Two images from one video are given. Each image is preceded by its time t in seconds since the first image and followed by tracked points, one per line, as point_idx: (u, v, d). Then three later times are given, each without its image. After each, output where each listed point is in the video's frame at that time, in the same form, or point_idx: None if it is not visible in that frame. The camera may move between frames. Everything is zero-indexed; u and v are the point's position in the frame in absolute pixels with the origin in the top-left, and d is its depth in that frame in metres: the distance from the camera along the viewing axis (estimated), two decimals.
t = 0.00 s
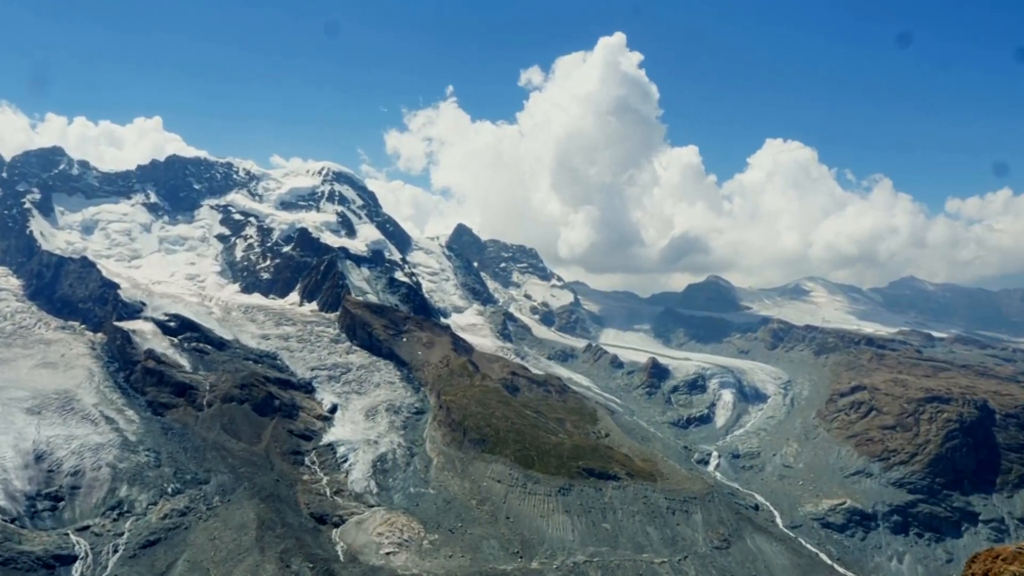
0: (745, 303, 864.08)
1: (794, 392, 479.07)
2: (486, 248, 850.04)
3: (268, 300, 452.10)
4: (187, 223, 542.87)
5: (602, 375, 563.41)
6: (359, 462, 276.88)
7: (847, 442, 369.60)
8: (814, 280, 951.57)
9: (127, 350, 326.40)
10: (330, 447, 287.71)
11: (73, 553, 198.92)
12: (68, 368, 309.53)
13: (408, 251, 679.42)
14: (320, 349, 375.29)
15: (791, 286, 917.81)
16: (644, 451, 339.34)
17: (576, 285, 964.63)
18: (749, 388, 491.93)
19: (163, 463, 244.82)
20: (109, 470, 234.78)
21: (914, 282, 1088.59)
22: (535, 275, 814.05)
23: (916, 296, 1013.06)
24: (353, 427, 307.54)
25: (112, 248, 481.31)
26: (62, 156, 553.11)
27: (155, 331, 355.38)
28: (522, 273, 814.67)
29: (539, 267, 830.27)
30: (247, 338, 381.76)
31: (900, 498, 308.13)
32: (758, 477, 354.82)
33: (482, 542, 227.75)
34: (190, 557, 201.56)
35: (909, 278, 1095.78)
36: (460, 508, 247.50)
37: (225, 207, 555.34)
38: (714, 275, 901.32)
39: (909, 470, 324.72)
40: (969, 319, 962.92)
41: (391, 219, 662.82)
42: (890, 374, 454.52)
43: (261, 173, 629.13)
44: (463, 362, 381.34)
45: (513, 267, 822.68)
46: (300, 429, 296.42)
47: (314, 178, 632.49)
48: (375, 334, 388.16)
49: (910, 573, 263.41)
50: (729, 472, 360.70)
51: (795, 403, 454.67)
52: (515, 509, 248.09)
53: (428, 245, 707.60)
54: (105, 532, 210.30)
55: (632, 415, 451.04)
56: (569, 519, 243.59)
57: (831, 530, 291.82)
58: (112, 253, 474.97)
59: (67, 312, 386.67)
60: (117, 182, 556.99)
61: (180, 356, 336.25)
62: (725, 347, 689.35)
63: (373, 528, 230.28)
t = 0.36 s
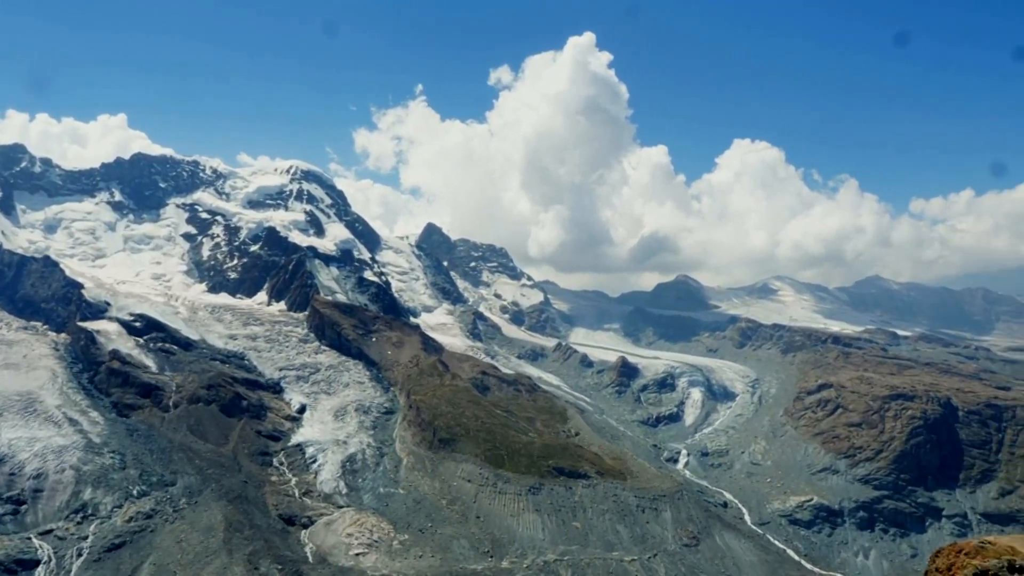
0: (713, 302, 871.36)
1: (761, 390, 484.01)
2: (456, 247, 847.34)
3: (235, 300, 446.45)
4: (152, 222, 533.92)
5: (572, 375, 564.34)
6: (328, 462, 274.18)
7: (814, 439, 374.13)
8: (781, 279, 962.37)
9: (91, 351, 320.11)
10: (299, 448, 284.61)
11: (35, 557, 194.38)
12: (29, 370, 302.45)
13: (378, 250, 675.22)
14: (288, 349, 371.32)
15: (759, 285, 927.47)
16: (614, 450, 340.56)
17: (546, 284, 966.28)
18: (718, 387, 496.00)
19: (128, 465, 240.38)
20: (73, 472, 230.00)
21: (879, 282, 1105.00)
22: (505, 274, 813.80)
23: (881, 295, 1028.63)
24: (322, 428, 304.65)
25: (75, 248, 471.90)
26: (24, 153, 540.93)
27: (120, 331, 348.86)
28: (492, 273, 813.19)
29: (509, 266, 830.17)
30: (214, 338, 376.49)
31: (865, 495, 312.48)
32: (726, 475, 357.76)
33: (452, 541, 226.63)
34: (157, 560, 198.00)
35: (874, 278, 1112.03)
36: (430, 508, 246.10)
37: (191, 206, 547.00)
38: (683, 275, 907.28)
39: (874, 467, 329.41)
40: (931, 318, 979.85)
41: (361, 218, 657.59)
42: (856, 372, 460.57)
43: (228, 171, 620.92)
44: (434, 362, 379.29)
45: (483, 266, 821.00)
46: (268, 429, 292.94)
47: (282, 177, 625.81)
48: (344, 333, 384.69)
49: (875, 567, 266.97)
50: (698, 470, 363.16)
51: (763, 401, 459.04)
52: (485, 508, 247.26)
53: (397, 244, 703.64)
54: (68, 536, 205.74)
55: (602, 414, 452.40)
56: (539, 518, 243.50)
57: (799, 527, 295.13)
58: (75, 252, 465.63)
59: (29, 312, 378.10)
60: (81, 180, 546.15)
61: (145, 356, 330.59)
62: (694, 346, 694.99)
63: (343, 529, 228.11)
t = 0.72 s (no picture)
0: (681, 301, 877.87)
1: (728, 389, 488.46)
2: (424, 246, 843.72)
3: (201, 300, 440.20)
4: (116, 221, 524.15)
5: (541, 374, 564.82)
6: (296, 464, 271.25)
7: (780, 437, 378.50)
8: (748, 279, 972.26)
9: (53, 352, 313.25)
10: (266, 449, 281.28)
11: None
12: None
13: (346, 250, 670.05)
14: (255, 349, 366.91)
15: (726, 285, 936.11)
16: (583, 449, 341.43)
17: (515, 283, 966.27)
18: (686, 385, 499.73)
19: (91, 468, 235.61)
20: (33, 476, 224.71)
21: (843, 281, 1120.64)
22: (474, 274, 812.62)
23: (845, 295, 1043.44)
24: (289, 429, 301.43)
25: (36, 247, 461.75)
26: None
27: (82, 332, 341.93)
28: (461, 273, 811.32)
29: (478, 266, 829.16)
30: (179, 338, 370.70)
31: (830, 491, 316.75)
32: (694, 473, 360.41)
33: (421, 542, 225.58)
34: (120, 565, 194.21)
35: (839, 277, 1127.42)
36: (399, 508, 244.51)
37: (155, 204, 537.94)
38: (651, 274, 912.78)
39: (840, 464, 333.95)
40: (894, 318, 996.19)
41: (329, 217, 651.72)
42: (821, 370, 466.96)
43: (193, 170, 611.82)
44: (402, 362, 377.64)
45: (452, 266, 818.67)
46: (235, 431, 289.14)
47: (248, 175, 618.39)
48: (312, 333, 380.89)
49: (841, 563, 270.51)
50: (666, 468, 365.40)
51: (730, 400, 463.19)
52: (454, 509, 246.22)
53: (365, 243, 698.69)
54: (29, 541, 200.68)
55: (571, 413, 453.39)
56: (509, 517, 243.22)
57: (765, 524, 298.14)
58: (36, 251, 455.58)
59: None
60: (42, 178, 534.64)
61: (108, 357, 324.32)
62: (662, 344, 700.83)
63: (311, 531, 225.82)
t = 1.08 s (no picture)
0: (649, 301, 883.16)
1: (696, 388, 492.49)
2: (393, 246, 838.99)
3: (166, 300, 433.54)
4: (78, 219, 513.67)
5: (510, 374, 564.56)
6: (262, 465, 268.11)
7: (746, 435, 382.47)
8: (715, 279, 980.86)
9: (12, 352, 305.97)
10: (232, 451, 277.66)
11: None
12: None
13: (314, 249, 663.96)
14: (221, 350, 361.99)
15: (694, 285, 943.67)
16: (552, 448, 341.98)
17: (484, 283, 964.71)
18: (654, 385, 502.97)
19: (52, 471, 230.60)
20: None
21: (809, 281, 1134.33)
22: (443, 273, 810.23)
23: (811, 295, 1056.94)
24: (256, 430, 297.97)
25: None
26: None
27: (43, 332, 334.52)
28: (430, 273, 808.32)
29: (447, 266, 826.72)
30: (142, 339, 364.55)
31: (796, 489, 320.71)
32: (663, 471, 362.58)
33: (389, 543, 224.28)
34: (83, 569, 190.36)
35: (805, 278, 1140.78)
36: (367, 509, 242.82)
37: (119, 203, 528.23)
38: (619, 275, 917.23)
39: (805, 462, 338.18)
40: (859, 318, 1010.90)
41: (296, 216, 645.26)
42: (787, 369, 472.44)
43: (157, 168, 601.92)
44: (370, 362, 375.60)
45: (421, 266, 815.33)
46: (200, 432, 285.06)
47: (214, 174, 610.18)
48: (279, 333, 376.76)
49: (806, 559, 273.96)
50: (635, 467, 367.14)
51: (698, 399, 466.90)
52: (423, 509, 244.99)
53: (333, 243, 692.78)
54: None
55: (540, 412, 453.89)
56: (478, 517, 242.86)
57: (732, 521, 300.90)
58: None
59: None
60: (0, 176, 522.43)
61: (69, 358, 317.69)
62: (631, 343, 705.52)
63: (278, 533, 223.38)
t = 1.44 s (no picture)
0: (616, 301, 887.64)
1: (662, 387, 496.11)
2: (359, 245, 832.88)
3: (127, 300, 425.84)
4: (35, 217, 502.10)
5: (478, 374, 563.40)
6: (226, 467, 264.25)
7: (712, 434, 385.99)
8: (682, 279, 989.00)
9: None
10: (194, 453, 273.26)
11: None
12: None
13: (279, 249, 656.62)
14: (183, 351, 356.33)
15: (660, 285, 950.36)
16: (519, 448, 341.96)
17: (451, 283, 961.85)
18: (621, 385, 505.69)
19: (8, 475, 224.62)
20: None
21: (774, 282, 1148.02)
22: (410, 273, 806.70)
23: (775, 295, 1070.36)
24: (219, 432, 293.72)
25: None
26: None
27: None
28: (397, 273, 804.41)
29: (414, 266, 823.24)
30: (102, 339, 357.48)
31: (761, 487, 324.17)
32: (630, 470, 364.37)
33: (356, 545, 222.53)
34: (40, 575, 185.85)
35: (770, 277, 1154.64)
36: (334, 511, 240.56)
37: (78, 201, 517.43)
38: (586, 275, 920.77)
39: (770, 460, 342.13)
40: (822, 318, 1025.73)
41: (261, 215, 637.67)
42: (752, 369, 477.65)
43: (118, 165, 590.54)
44: (337, 362, 372.90)
45: (387, 266, 810.46)
46: (162, 435, 280.17)
47: (177, 172, 600.50)
48: (243, 334, 371.86)
49: (771, 556, 276.95)
50: (602, 466, 368.38)
51: (664, 398, 470.28)
52: (390, 510, 243.25)
53: (298, 242, 685.62)
54: None
55: (508, 412, 453.72)
56: (445, 518, 242.05)
57: (698, 519, 303.17)
58: None
59: None
60: None
61: (26, 360, 310.30)
62: (598, 343, 707.96)
63: (242, 536, 220.35)
